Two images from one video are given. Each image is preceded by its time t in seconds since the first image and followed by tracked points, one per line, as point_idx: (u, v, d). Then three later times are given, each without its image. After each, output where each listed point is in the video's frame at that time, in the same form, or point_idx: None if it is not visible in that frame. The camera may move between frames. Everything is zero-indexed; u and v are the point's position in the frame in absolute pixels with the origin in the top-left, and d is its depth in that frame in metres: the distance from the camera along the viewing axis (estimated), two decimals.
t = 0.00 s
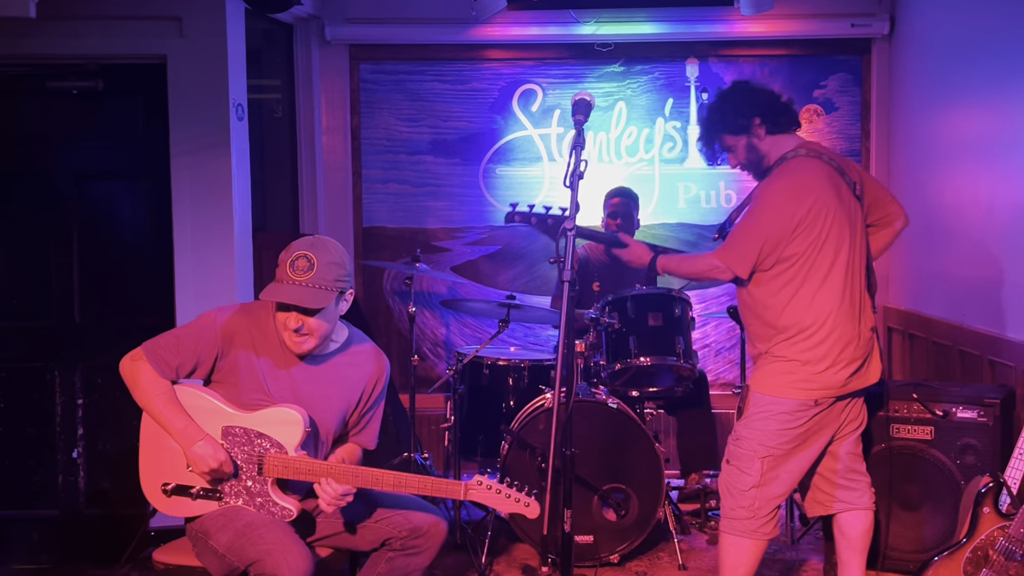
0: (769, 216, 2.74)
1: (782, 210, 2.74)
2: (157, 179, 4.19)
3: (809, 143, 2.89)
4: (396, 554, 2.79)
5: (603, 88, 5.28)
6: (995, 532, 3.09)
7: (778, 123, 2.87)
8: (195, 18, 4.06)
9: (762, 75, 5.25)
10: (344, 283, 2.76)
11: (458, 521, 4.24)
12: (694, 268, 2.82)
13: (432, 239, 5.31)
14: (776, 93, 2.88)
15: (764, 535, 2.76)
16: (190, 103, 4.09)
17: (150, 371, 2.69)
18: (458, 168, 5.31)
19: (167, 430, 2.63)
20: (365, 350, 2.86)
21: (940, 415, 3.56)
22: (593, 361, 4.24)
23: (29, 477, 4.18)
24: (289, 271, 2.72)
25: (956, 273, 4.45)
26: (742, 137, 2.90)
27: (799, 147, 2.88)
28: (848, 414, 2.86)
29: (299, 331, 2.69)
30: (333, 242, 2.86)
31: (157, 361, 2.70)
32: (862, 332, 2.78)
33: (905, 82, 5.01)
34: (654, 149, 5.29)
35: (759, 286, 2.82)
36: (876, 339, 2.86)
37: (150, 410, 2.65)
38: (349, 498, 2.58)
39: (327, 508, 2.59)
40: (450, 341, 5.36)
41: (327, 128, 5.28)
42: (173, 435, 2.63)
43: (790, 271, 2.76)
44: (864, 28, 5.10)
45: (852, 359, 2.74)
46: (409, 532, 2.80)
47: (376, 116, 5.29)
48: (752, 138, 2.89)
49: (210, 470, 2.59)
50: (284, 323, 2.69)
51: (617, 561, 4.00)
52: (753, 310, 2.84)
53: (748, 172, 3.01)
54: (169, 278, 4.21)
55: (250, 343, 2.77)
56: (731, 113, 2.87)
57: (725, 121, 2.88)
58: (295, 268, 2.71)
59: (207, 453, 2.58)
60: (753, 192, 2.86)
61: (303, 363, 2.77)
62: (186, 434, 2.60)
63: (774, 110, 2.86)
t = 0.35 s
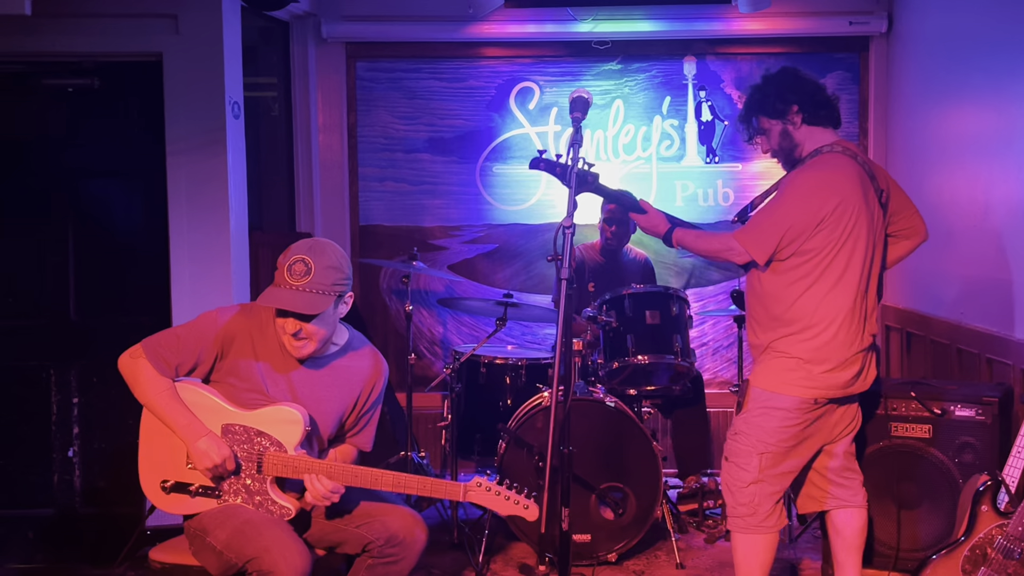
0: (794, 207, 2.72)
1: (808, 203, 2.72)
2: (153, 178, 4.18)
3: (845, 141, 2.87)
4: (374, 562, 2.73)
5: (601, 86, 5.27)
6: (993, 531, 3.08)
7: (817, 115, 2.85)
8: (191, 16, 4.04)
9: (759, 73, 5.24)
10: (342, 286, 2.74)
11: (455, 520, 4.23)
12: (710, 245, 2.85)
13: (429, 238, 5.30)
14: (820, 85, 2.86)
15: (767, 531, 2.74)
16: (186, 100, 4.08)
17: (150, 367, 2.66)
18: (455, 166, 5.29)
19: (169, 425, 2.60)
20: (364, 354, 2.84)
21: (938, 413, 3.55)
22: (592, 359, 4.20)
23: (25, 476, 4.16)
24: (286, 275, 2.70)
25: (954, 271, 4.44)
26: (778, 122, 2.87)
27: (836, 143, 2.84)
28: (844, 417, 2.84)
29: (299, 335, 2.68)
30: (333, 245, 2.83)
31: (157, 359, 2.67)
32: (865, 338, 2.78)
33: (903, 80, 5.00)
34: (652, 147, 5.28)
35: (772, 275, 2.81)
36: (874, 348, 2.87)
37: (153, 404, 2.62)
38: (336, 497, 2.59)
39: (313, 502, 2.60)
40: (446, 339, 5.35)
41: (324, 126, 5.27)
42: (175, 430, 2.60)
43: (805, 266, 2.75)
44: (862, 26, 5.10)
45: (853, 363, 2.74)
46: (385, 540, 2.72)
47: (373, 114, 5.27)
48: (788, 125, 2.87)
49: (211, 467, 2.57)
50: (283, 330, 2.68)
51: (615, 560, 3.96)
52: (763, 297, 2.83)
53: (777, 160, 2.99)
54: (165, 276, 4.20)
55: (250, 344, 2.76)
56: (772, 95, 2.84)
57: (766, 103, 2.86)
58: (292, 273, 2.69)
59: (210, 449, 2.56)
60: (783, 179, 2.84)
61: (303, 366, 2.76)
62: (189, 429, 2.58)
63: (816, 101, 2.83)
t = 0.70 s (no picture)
0: (782, 209, 2.70)
1: (796, 205, 2.70)
2: (149, 177, 4.16)
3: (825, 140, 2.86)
4: (363, 561, 2.66)
5: (599, 85, 5.26)
6: (993, 531, 3.06)
7: (798, 115, 2.84)
8: (188, 14, 4.03)
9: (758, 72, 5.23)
10: (340, 276, 2.73)
11: (454, 520, 4.22)
12: (698, 251, 2.79)
13: (426, 237, 5.29)
14: (800, 85, 2.85)
15: (752, 540, 2.72)
16: (183, 99, 4.06)
17: (150, 363, 2.63)
18: (452, 165, 5.28)
19: (168, 420, 2.58)
20: (352, 344, 2.83)
21: (938, 413, 3.54)
22: (590, 360, 4.22)
23: (21, 476, 4.15)
24: (283, 264, 2.70)
25: (953, 270, 4.43)
26: (762, 124, 2.84)
27: (817, 143, 2.84)
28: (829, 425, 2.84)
29: (295, 324, 2.65)
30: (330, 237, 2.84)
31: (156, 354, 2.64)
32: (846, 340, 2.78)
33: (901, 78, 4.99)
34: (650, 146, 5.27)
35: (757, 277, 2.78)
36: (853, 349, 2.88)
37: (151, 400, 2.59)
38: (336, 488, 2.53)
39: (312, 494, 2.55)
40: (444, 339, 5.35)
41: (321, 125, 5.25)
42: (174, 425, 2.57)
43: (791, 268, 2.73)
44: (861, 24, 5.09)
45: (836, 365, 2.74)
46: (374, 538, 2.66)
47: (370, 113, 5.26)
48: (772, 126, 2.84)
49: (211, 460, 2.54)
50: (279, 315, 2.66)
51: (613, 560, 3.96)
52: (750, 301, 2.79)
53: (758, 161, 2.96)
54: (162, 275, 4.18)
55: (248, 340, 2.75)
56: (755, 96, 2.80)
57: (749, 103, 2.81)
58: (290, 261, 2.69)
59: (209, 442, 2.53)
60: (771, 180, 2.81)
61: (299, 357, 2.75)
62: (189, 423, 2.55)
63: (798, 101, 2.82)
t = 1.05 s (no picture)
0: (787, 210, 2.66)
1: (800, 205, 2.67)
2: (144, 177, 4.13)
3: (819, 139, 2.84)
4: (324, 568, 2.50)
5: (597, 84, 5.23)
6: (994, 534, 3.03)
7: (791, 115, 2.81)
8: (183, 13, 4.00)
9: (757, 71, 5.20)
10: (332, 255, 2.75)
11: (451, 523, 4.18)
12: (704, 256, 2.74)
13: (423, 237, 5.26)
14: (789, 85, 2.83)
15: (767, 543, 2.67)
16: (178, 99, 4.03)
17: (140, 361, 2.59)
18: (449, 165, 5.25)
19: (159, 417, 2.53)
20: (341, 336, 2.78)
21: (939, 415, 3.51)
22: (587, 360, 4.23)
23: (15, 479, 4.12)
24: (279, 240, 2.67)
25: (953, 271, 4.40)
26: (756, 128, 2.81)
27: (810, 142, 2.81)
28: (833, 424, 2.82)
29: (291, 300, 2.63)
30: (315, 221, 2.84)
31: (147, 352, 2.60)
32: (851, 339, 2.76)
33: (900, 78, 4.97)
34: (648, 146, 5.24)
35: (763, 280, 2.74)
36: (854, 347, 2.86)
37: (141, 398, 2.55)
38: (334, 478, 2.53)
39: (309, 487, 2.55)
40: (441, 340, 5.32)
41: (318, 124, 5.22)
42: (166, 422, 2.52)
43: (797, 268, 2.70)
44: (861, 23, 5.05)
45: (844, 363, 2.71)
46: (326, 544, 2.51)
47: (367, 112, 5.23)
48: (766, 129, 2.81)
49: (203, 456, 2.48)
50: (276, 290, 2.62)
51: (612, 563, 3.94)
52: (755, 304, 2.75)
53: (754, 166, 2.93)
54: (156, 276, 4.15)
55: (238, 330, 2.68)
56: (746, 101, 2.78)
57: (741, 109, 2.79)
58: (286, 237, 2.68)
59: (201, 436, 2.48)
60: (771, 182, 2.78)
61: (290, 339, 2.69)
62: (180, 418, 2.50)
63: (790, 102, 2.80)
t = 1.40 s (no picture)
0: (793, 216, 2.64)
1: (805, 210, 2.64)
2: (138, 177, 4.11)
3: (828, 139, 2.81)
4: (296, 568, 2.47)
5: (594, 84, 5.21)
6: (992, 536, 3.01)
7: (799, 113, 2.80)
8: (177, 13, 3.98)
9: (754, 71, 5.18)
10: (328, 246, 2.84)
11: (447, 525, 4.16)
12: (717, 273, 2.73)
13: (420, 238, 5.24)
14: (802, 84, 2.81)
15: (782, 541, 2.70)
16: (172, 99, 4.01)
17: (131, 355, 2.53)
18: (446, 165, 5.23)
19: (150, 414, 2.48)
20: (330, 340, 2.77)
21: (937, 417, 3.49)
22: (585, 362, 4.16)
23: (9, 481, 4.10)
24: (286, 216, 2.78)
25: (952, 272, 4.39)
26: (759, 122, 2.82)
27: (818, 143, 2.79)
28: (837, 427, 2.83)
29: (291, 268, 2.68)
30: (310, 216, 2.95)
31: (138, 344, 2.54)
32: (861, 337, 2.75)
33: (899, 78, 4.95)
34: (646, 146, 5.22)
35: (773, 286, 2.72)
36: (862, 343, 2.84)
37: (133, 394, 2.48)
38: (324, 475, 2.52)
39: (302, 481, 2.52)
40: (437, 342, 5.30)
41: (313, 124, 5.20)
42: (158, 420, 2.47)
43: (806, 273, 2.67)
44: (859, 23, 5.03)
45: (854, 363, 2.70)
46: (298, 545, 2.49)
47: (363, 112, 5.21)
48: (769, 124, 2.81)
49: (196, 453, 2.44)
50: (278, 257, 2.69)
51: (609, 566, 3.91)
52: (765, 309, 2.74)
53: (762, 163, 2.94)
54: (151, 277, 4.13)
55: (229, 324, 2.65)
56: (750, 95, 2.79)
57: (744, 102, 2.81)
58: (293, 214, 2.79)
59: (193, 434, 2.44)
60: (775, 186, 2.75)
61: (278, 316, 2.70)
62: (172, 416, 2.46)
63: (797, 100, 2.78)
